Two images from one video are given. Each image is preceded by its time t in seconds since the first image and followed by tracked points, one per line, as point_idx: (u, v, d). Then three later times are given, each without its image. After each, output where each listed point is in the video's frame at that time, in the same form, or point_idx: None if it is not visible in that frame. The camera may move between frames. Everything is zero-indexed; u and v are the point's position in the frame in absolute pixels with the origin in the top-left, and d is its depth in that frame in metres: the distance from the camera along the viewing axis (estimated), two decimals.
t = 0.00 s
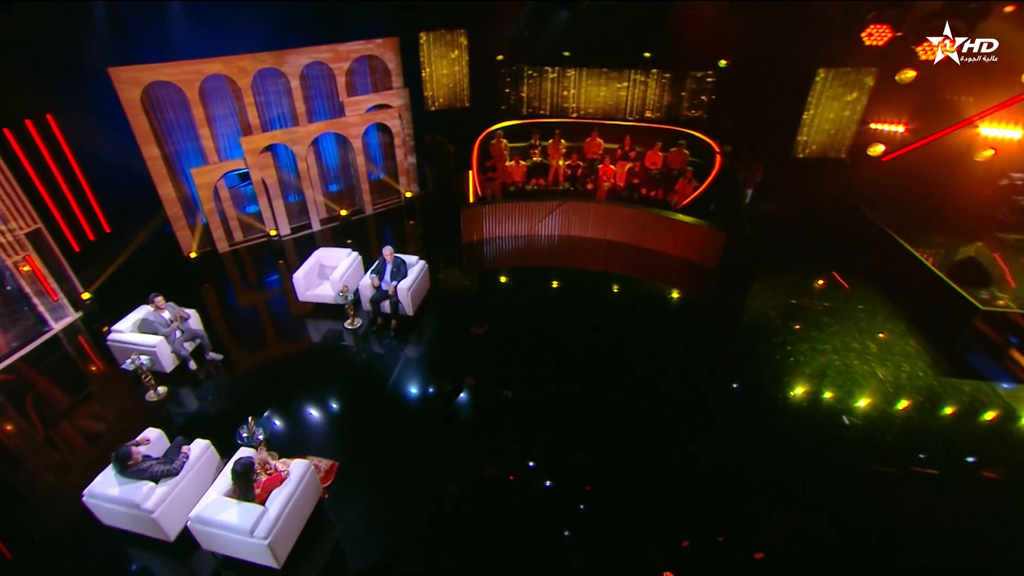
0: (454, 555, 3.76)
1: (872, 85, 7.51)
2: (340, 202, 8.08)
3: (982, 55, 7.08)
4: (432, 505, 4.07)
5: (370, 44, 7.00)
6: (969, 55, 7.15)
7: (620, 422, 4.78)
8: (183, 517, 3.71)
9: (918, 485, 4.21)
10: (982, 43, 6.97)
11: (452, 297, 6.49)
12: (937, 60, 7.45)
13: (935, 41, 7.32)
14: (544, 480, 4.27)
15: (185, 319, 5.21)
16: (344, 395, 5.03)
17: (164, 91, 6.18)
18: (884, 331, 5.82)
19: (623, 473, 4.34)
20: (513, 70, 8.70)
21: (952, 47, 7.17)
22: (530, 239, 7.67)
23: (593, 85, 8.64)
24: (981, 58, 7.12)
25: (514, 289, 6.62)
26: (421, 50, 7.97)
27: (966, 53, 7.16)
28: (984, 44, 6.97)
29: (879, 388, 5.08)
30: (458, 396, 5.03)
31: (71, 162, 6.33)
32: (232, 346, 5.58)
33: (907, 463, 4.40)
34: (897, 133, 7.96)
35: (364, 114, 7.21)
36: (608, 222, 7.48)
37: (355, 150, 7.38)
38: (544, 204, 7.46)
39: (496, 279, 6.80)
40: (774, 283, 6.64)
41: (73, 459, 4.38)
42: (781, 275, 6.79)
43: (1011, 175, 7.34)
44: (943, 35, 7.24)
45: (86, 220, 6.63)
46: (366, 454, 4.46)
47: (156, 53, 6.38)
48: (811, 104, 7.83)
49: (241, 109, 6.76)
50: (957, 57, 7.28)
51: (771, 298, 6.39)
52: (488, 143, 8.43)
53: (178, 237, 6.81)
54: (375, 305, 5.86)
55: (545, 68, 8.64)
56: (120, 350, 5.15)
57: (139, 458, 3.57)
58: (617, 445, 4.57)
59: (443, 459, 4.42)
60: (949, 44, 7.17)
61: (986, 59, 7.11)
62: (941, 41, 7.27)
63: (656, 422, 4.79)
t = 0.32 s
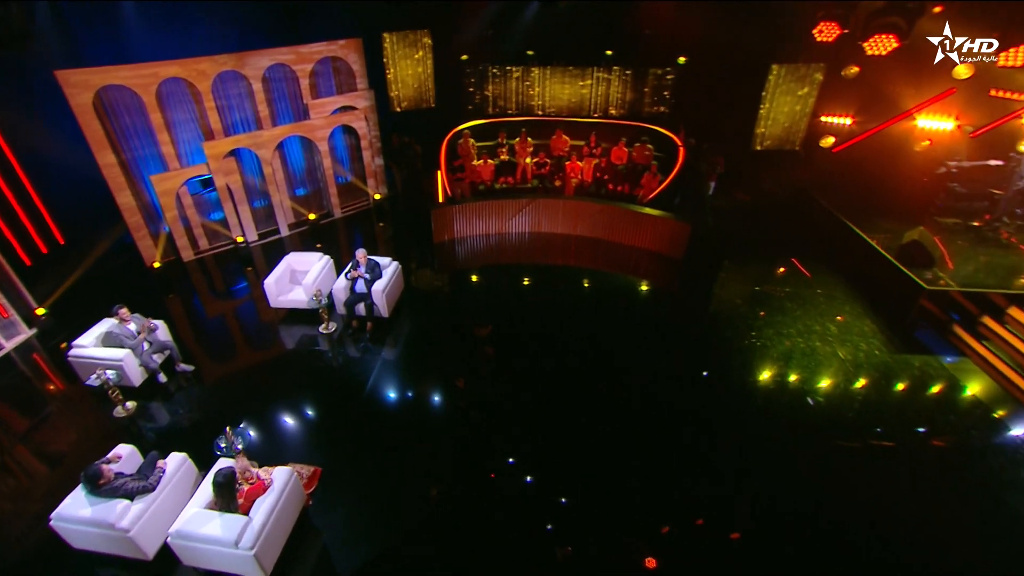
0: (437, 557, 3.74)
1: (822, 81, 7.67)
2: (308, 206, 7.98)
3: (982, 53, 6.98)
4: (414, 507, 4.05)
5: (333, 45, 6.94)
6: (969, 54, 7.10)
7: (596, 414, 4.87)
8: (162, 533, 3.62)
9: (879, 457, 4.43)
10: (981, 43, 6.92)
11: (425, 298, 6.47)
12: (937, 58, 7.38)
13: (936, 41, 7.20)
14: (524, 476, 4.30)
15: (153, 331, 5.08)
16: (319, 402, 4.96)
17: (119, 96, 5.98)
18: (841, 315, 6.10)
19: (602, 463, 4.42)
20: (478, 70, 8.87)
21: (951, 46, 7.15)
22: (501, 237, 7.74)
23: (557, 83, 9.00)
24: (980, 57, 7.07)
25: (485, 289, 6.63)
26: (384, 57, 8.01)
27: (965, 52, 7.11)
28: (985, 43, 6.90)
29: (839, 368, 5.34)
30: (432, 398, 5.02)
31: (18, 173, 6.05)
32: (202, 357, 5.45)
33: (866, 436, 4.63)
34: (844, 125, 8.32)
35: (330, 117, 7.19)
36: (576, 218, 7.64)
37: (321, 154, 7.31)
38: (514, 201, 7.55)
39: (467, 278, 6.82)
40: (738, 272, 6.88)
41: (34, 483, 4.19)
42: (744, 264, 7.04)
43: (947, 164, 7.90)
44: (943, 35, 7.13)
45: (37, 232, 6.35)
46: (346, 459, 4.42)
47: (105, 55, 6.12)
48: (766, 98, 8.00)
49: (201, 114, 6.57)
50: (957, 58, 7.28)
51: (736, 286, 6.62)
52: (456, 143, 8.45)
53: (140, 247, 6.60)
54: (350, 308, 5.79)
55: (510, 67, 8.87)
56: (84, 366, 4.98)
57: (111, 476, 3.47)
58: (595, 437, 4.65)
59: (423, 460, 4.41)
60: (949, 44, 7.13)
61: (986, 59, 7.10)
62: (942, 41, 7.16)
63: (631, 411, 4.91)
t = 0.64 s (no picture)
0: (422, 559, 3.75)
1: (774, 76, 8.36)
2: (275, 212, 7.88)
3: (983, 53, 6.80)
4: (395, 511, 4.04)
5: (296, 48, 6.94)
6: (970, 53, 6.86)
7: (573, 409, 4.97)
8: (139, 550, 3.54)
9: (841, 435, 4.66)
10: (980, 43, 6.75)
11: (398, 302, 6.44)
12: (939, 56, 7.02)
13: (934, 40, 6.88)
14: (505, 474, 4.35)
15: (119, 344, 4.94)
16: (295, 410, 4.90)
17: (72, 102, 5.76)
18: (802, 301, 6.37)
19: (581, 458, 4.49)
20: (442, 71, 8.83)
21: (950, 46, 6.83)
22: (472, 237, 7.79)
23: (522, 83, 9.07)
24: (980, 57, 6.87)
25: (456, 290, 6.66)
26: (347, 58, 7.96)
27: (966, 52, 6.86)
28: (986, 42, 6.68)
29: (800, 353, 5.58)
30: (410, 402, 5.01)
31: None
32: (170, 371, 5.31)
33: (828, 416, 4.86)
34: (797, 120, 8.78)
35: (295, 121, 7.14)
36: (545, 216, 7.75)
37: (287, 158, 7.24)
38: (483, 201, 7.61)
39: (438, 280, 6.83)
40: (704, 264, 7.11)
41: None
42: (709, 256, 7.27)
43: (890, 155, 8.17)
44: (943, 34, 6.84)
45: None
46: (325, 466, 4.38)
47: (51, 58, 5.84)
48: (724, 94, 8.54)
49: (160, 119, 6.40)
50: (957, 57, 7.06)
51: (702, 278, 6.83)
52: (423, 144, 8.44)
53: (99, 259, 6.37)
54: (325, 313, 5.80)
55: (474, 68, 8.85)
56: (44, 384, 4.80)
57: (82, 496, 3.36)
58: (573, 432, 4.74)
59: (403, 464, 4.41)
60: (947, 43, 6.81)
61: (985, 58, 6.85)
62: (939, 40, 6.86)
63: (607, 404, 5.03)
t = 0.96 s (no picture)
0: (407, 564, 3.76)
1: (732, 77, 8.79)
2: (242, 221, 7.78)
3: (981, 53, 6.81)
4: (377, 517, 4.04)
5: (259, 54, 6.93)
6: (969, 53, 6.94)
7: (550, 407, 5.06)
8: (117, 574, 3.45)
9: (807, 419, 4.88)
10: (981, 42, 6.62)
11: (372, 309, 6.42)
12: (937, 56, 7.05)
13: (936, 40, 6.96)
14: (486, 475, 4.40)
15: (85, 363, 4.82)
16: (270, 422, 4.83)
17: (23, 112, 5.57)
18: (766, 293, 6.65)
19: (560, 456, 4.58)
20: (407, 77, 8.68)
21: (952, 46, 6.91)
22: (444, 241, 7.87)
23: (488, 87, 9.12)
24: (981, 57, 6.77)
25: (428, 294, 6.70)
26: (313, 66, 7.87)
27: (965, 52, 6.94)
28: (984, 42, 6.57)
29: (765, 343, 5.81)
30: (387, 409, 5.00)
31: None
32: (137, 388, 5.18)
33: (795, 402, 5.09)
34: (755, 118, 9.04)
35: (260, 128, 7.08)
36: (516, 218, 7.95)
37: (254, 166, 7.18)
38: (455, 204, 7.72)
39: (411, 286, 6.85)
40: (671, 261, 7.33)
41: None
42: (676, 252, 7.50)
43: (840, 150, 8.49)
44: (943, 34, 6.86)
45: None
46: (305, 477, 4.35)
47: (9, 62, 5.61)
48: (685, 95, 8.84)
49: (119, 129, 6.25)
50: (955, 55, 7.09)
51: (670, 274, 7.04)
52: (392, 150, 8.46)
53: (57, 275, 6.16)
54: (300, 321, 5.71)
55: (441, 73, 8.79)
56: (3, 408, 4.61)
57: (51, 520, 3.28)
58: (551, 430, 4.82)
59: (384, 470, 4.41)
60: (950, 44, 6.89)
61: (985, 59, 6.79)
62: (942, 40, 6.89)
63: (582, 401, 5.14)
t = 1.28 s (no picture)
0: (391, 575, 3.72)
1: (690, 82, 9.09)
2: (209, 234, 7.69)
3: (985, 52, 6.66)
4: (358, 529, 4.00)
5: (222, 64, 6.89)
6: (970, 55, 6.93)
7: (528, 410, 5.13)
8: None
9: (774, 409, 5.08)
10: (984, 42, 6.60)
11: (346, 319, 6.39)
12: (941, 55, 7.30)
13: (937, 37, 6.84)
14: (466, 481, 4.41)
15: (46, 385, 4.68)
16: (244, 438, 4.75)
17: None
18: (732, 289, 6.98)
19: (540, 457, 4.63)
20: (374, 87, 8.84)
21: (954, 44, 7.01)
22: (417, 249, 7.95)
23: (454, 95, 9.34)
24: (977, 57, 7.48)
25: (402, 303, 6.71)
26: (279, 74, 7.82)
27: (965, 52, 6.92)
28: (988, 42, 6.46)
29: (733, 338, 6.04)
30: (364, 419, 4.98)
31: None
32: (100, 411, 5.01)
33: (763, 394, 5.29)
34: (715, 121, 9.40)
35: (226, 139, 7.06)
36: (487, 225, 8.11)
37: (220, 178, 7.14)
38: (426, 212, 7.84)
39: (384, 294, 6.86)
40: (639, 262, 7.55)
41: None
42: (643, 254, 7.74)
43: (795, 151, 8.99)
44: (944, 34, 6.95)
45: None
46: (282, 493, 4.27)
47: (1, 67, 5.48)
48: (648, 101, 9.09)
49: (75, 141, 6.06)
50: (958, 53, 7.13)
51: (639, 276, 7.24)
52: (361, 159, 8.47)
53: (12, 295, 5.96)
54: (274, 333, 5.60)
55: (407, 82, 8.97)
56: None
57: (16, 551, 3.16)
58: (530, 432, 4.88)
59: (364, 481, 4.38)
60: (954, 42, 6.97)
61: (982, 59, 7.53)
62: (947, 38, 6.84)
63: (559, 403, 5.22)
